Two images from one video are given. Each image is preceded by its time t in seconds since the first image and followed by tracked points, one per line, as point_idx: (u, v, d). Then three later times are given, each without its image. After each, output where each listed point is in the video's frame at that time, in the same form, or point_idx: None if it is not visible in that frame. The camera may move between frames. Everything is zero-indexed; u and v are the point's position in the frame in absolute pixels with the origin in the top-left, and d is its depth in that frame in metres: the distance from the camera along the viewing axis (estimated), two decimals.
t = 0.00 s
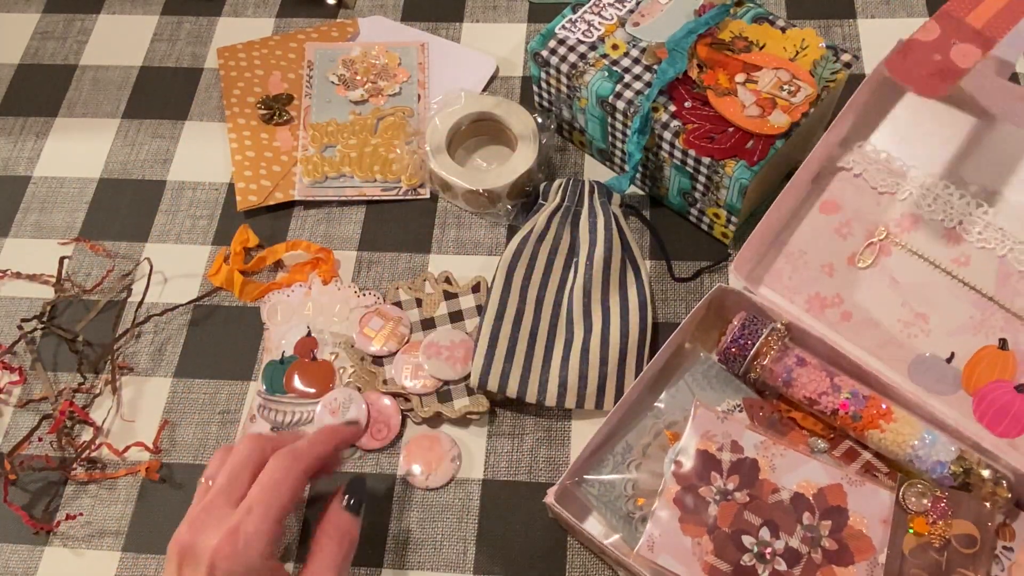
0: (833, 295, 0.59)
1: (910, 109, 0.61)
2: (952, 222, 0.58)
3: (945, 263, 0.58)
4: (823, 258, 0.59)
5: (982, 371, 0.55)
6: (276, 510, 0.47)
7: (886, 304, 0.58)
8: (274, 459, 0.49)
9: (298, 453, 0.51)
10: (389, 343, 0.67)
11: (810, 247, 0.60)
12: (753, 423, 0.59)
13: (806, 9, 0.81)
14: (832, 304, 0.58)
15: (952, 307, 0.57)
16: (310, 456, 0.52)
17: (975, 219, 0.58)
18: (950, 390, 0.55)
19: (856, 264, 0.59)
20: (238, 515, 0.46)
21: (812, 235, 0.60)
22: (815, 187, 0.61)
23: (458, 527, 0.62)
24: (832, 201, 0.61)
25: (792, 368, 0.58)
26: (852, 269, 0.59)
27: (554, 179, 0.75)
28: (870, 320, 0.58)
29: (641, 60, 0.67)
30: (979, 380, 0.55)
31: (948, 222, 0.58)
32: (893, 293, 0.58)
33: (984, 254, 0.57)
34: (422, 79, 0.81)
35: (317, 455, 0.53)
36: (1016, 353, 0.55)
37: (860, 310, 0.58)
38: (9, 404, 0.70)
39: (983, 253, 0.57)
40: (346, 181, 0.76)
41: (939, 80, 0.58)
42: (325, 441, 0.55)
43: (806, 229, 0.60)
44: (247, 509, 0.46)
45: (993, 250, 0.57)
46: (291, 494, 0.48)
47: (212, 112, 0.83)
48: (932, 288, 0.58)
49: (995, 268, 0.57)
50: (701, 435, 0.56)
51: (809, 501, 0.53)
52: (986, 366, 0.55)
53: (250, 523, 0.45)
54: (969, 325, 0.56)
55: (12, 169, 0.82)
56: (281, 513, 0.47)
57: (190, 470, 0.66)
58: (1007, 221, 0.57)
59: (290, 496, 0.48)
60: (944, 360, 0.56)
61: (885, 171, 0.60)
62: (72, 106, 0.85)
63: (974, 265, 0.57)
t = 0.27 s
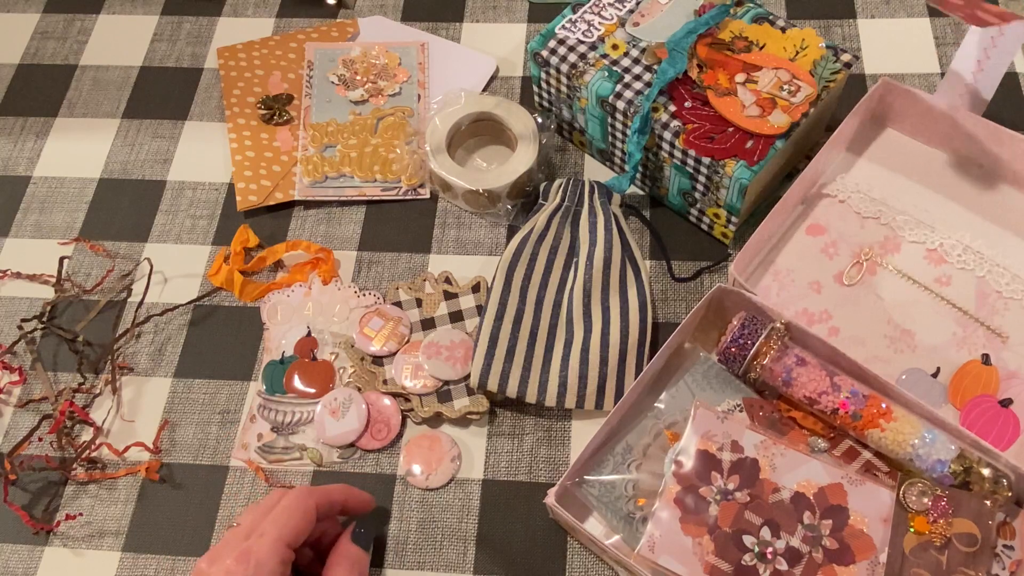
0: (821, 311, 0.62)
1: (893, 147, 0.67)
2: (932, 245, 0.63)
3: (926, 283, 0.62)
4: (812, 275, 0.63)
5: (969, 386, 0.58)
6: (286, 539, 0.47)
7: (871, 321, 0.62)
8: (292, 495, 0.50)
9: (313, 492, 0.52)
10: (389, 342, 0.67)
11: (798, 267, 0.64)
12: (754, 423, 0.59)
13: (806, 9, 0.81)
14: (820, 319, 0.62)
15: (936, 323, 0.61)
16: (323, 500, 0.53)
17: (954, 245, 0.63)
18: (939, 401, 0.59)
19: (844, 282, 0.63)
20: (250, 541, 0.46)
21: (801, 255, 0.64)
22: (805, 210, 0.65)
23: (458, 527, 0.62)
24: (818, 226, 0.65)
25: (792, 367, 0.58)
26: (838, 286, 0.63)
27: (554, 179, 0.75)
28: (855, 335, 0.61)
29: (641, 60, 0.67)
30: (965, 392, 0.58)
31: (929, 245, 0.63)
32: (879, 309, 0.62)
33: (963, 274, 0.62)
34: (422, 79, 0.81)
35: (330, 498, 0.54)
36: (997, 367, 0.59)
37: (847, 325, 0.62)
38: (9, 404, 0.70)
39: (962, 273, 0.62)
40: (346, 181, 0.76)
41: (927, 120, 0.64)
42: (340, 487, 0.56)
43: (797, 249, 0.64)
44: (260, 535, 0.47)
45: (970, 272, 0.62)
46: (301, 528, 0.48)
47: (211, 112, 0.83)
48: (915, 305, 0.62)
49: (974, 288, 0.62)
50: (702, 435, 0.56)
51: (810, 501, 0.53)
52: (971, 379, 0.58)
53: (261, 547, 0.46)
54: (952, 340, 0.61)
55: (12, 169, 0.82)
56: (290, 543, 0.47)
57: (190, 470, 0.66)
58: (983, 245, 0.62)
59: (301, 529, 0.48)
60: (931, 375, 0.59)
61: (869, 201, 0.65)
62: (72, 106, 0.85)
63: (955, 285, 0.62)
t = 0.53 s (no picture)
0: (798, 318, 0.64)
1: (867, 166, 0.69)
2: (905, 256, 0.65)
3: (900, 293, 0.64)
4: (788, 283, 0.65)
5: (942, 391, 0.60)
6: (287, 532, 0.47)
7: (847, 329, 0.64)
8: (296, 488, 0.50)
9: (313, 486, 0.52)
10: (389, 342, 0.67)
11: (775, 275, 0.66)
12: (738, 426, 0.58)
13: (806, 9, 0.81)
14: (797, 325, 0.64)
15: (909, 331, 0.63)
16: (326, 493, 0.53)
17: (926, 256, 0.65)
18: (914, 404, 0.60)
19: (819, 291, 0.65)
20: (250, 535, 0.47)
21: (778, 264, 0.66)
22: (782, 221, 0.67)
23: (458, 527, 0.62)
24: (795, 237, 0.67)
25: (776, 369, 0.58)
26: (813, 294, 0.65)
27: (554, 179, 0.75)
28: (831, 341, 0.63)
29: (641, 60, 0.67)
30: (940, 396, 0.60)
31: (903, 256, 0.65)
32: (854, 317, 0.64)
33: (935, 285, 0.64)
34: (422, 79, 0.81)
35: (333, 493, 0.54)
36: (969, 374, 0.61)
37: (823, 333, 0.63)
38: (9, 405, 0.70)
39: (934, 283, 0.64)
40: (346, 181, 0.76)
41: (898, 140, 0.66)
42: (340, 482, 0.56)
43: (774, 258, 0.66)
44: (260, 528, 0.47)
45: (942, 282, 0.64)
46: (302, 521, 0.49)
47: (211, 113, 0.83)
48: (889, 314, 0.64)
49: (946, 297, 0.64)
50: (687, 440, 0.56)
51: (796, 504, 0.54)
52: (946, 384, 0.60)
53: (261, 539, 0.46)
54: (927, 349, 0.62)
55: (12, 169, 0.83)
56: (291, 536, 0.48)
57: (190, 471, 0.66)
58: (954, 258, 0.65)
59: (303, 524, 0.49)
60: (905, 381, 0.61)
61: (843, 214, 0.67)
62: (72, 106, 0.85)
63: (927, 294, 0.64)
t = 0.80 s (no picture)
0: (785, 317, 0.64)
1: (856, 168, 0.69)
2: (892, 254, 0.65)
3: (887, 291, 0.65)
4: (775, 283, 0.65)
5: (930, 389, 0.60)
6: (287, 534, 0.47)
7: (835, 327, 0.64)
8: (296, 489, 0.50)
9: (313, 487, 0.52)
10: (389, 342, 0.67)
11: (762, 275, 0.66)
12: (725, 426, 0.59)
13: (806, 9, 0.81)
14: (784, 324, 0.64)
15: (896, 330, 0.63)
16: (326, 494, 0.53)
17: (913, 254, 0.65)
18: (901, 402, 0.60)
19: (806, 290, 0.65)
20: (251, 537, 0.47)
21: (764, 264, 0.66)
22: (769, 220, 0.67)
23: (458, 527, 0.62)
24: (782, 237, 0.67)
25: (762, 369, 0.58)
26: (800, 294, 0.65)
27: (554, 179, 0.75)
28: (819, 340, 0.63)
29: (641, 60, 0.67)
30: (926, 395, 0.60)
31: (891, 254, 0.65)
32: (840, 316, 0.64)
33: (920, 283, 0.64)
34: (422, 79, 0.81)
35: (333, 493, 0.54)
36: (956, 372, 0.61)
37: (811, 332, 0.64)
38: (9, 405, 0.70)
39: (921, 282, 0.64)
40: (346, 181, 0.76)
41: (883, 140, 0.67)
42: (341, 484, 0.56)
43: (760, 258, 0.66)
44: (261, 530, 0.47)
45: (927, 280, 0.64)
46: (303, 524, 0.49)
47: (211, 112, 0.83)
48: (875, 313, 0.64)
49: (933, 296, 0.64)
50: (674, 441, 0.56)
51: (783, 503, 0.54)
52: (931, 382, 0.60)
53: (262, 541, 0.46)
54: (913, 347, 0.62)
55: (12, 169, 0.82)
56: (291, 538, 0.47)
57: (190, 471, 0.66)
58: (940, 255, 0.65)
59: (304, 525, 0.49)
60: (893, 379, 0.61)
61: (829, 213, 0.67)
62: (72, 106, 0.85)
63: (914, 293, 0.64)
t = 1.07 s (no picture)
0: (785, 317, 0.64)
1: (856, 168, 0.69)
2: (893, 254, 0.65)
3: (887, 291, 0.64)
4: (775, 283, 0.65)
5: (930, 389, 0.60)
6: (288, 538, 0.47)
7: (835, 327, 0.64)
8: (297, 493, 0.50)
9: (314, 491, 0.52)
10: (389, 342, 0.67)
11: (762, 275, 0.66)
12: (725, 426, 0.59)
13: (806, 9, 0.81)
14: (784, 324, 0.64)
15: (896, 330, 0.63)
16: (327, 498, 0.53)
17: (913, 254, 0.65)
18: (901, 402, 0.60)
19: (807, 290, 0.65)
20: (251, 540, 0.47)
21: (764, 263, 0.66)
22: (769, 220, 0.67)
23: (458, 527, 0.62)
24: (782, 236, 0.67)
25: (762, 369, 0.58)
26: (799, 293, 0.65)
27: (554, 179, 0.75)
28: (819, 340, 0.63)
29: (641, 60, 0.67)
30: (926, 395, 0.60)
31: (891, 254, 0.65)
32: (841, 316, 0.64)
33: (920, 283, 0.64)
34: (422, 79, 0.81)
35: (334, 498, 0.54)
36: (956, 372, 0.61)
37: (811, 331, 0.63)
38: (9, 405, 0.70)
39: (921, 282, 0.64)
40: (346, 181, 0.76)
41: (884, 140, 0.67)
42: (341, 488, 0.56)
43: (760, 258, 0.66)
44: (261, 533, 0.47)
45: (928, 280, 0.64)
46: (303, 528, 0.49)
47: (211, 112, 0.83)
48: (876, 312, 0.64)
49: (933, 296, 0.64)
50: (674, 441, 0.56)
51: (783, 504, 0.54)
52: (932, 383, 0.60)
53: (262, 545, 0.46)
54: (913, 347, 0.62)
55: (12, 169, 0.83)
56: (292, 541, 0.47)
57: (190, 471, 0.66)
58: (940, 255, 0.65)
59: (304, 529, 0.49)
60: (893, 379, 0.61)
61: (830, 212, 0.67)
62: (72, 106, 0.85)
63: (914, 293, 0.64)
